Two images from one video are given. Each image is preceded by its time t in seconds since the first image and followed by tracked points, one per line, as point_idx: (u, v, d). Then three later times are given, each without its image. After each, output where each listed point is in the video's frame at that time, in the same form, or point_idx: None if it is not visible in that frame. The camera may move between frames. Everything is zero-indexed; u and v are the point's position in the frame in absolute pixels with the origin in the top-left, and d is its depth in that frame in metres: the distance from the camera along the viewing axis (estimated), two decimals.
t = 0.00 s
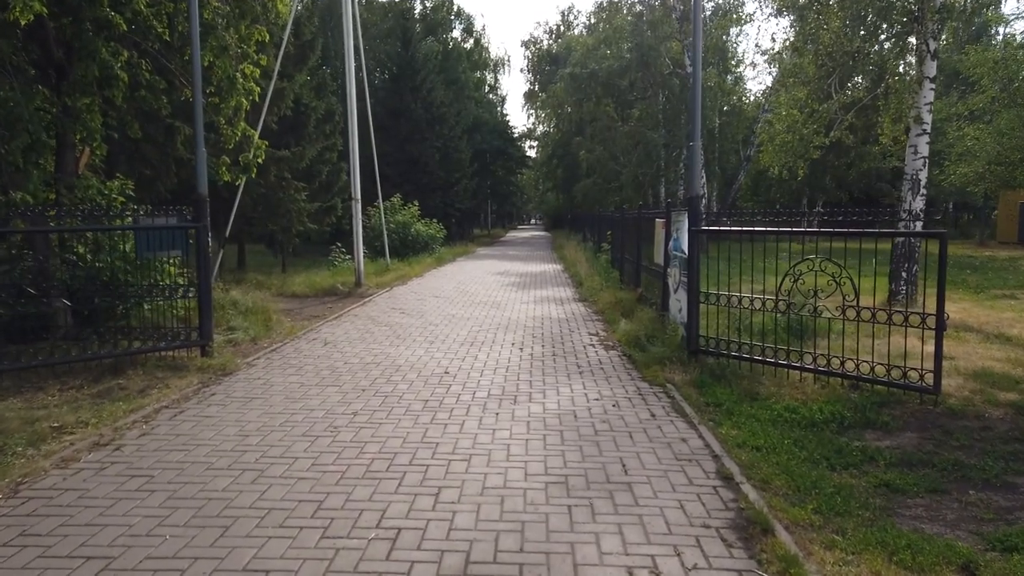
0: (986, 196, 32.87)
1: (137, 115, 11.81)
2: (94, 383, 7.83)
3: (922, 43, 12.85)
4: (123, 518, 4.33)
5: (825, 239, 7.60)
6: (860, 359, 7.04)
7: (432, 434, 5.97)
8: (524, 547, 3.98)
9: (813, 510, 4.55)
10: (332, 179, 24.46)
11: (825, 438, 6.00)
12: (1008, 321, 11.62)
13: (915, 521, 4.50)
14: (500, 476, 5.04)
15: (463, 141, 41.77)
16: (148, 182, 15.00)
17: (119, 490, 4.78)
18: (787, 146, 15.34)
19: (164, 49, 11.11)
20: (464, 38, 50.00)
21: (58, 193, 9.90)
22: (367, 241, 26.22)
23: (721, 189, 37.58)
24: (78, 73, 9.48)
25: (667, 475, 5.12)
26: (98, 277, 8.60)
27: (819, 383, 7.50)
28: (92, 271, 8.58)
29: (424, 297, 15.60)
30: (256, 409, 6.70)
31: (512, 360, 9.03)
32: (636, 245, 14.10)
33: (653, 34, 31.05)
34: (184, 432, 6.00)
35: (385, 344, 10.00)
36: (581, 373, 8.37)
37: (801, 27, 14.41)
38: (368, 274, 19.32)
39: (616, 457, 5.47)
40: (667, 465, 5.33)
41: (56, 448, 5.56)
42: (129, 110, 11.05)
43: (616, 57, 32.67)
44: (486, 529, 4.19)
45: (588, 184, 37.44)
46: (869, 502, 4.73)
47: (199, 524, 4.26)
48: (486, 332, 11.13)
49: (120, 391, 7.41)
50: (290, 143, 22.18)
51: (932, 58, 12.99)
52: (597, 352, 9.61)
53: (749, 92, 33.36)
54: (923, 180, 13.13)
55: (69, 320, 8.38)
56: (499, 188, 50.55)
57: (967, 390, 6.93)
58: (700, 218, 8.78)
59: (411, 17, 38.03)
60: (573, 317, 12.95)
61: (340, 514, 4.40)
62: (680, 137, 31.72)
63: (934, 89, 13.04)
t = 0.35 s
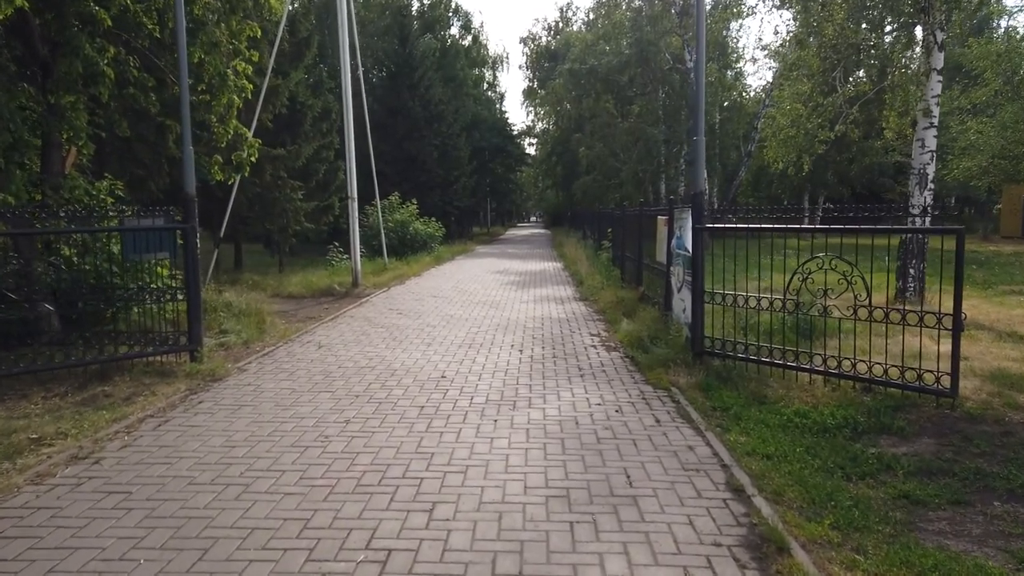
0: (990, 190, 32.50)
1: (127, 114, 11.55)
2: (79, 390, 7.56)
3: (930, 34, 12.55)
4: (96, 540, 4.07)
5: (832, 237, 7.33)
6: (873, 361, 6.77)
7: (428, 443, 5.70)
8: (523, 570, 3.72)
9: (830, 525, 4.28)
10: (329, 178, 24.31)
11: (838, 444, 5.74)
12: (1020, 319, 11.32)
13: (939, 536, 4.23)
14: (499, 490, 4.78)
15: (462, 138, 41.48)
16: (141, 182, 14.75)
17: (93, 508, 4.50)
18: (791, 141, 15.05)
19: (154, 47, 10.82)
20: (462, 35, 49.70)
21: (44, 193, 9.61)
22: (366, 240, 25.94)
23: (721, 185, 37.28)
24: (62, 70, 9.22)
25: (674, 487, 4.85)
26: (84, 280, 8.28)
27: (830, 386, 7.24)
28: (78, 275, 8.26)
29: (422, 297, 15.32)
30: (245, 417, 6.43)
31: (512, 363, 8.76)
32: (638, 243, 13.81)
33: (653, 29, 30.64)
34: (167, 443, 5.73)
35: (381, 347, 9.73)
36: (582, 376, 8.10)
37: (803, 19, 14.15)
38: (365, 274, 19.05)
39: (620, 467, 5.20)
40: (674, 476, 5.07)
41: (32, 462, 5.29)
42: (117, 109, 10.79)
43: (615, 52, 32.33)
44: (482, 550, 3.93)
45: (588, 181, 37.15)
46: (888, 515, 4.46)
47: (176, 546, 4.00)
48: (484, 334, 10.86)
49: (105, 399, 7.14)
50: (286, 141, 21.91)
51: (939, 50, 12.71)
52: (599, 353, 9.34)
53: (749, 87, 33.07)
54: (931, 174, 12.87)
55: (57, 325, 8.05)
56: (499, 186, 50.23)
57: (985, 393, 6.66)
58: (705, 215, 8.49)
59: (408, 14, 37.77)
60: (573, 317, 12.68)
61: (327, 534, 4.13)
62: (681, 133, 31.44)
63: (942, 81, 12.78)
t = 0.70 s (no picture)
0: (993, 190, 32.17)
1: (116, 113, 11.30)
2: (61, 398, 7.30)
3: (936, 31, 12.20)
4: (63, 566, 3.81)
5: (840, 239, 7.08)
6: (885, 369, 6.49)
7: (420, 456, 5.46)
8: None
9: (845, 548, 4.03)
10: (326, 179, 24.12)
11: (850, 457, 5.49)
12: None
13: (961, 560, 3.98)
14: (494, 508, 4.52)
15: (461, 138, 41.23)
16: (133, 183, 14.49)
17: (63, 530, 4.24)
18: (794, 141, 14.82)
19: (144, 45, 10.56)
20: (462, 35, 49.45)
21: (29, 194, 9.31)
22: (363, 241, 25.68)
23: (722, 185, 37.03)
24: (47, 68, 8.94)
25: (679, 505, 4.60)
26: (71, 284, 7.98)
27: (839, 395, 6.97)
28: (64, 278, 7.96)
29: (419, 300, 15.06)
30: (231, 428, 6.18)
31: (510, 370, 8.51)
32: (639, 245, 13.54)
33: (653, 28, 30.49)
34: (148, 457, 5.48)
35: (375, 352, 9.48)
36: (583, 383, 7.85)
37: (807, 16, 13.97)
38: (362, 276, 18.81)
39: (622, 483, 4.95)
40: (678, 493, 4.81)
41: (4, 478, 5.03)
42: (105, 109, 10.54)
43: (615, 51, 32.05)
44: None
45: (588, 181, 36.88)
46: (906, 536, 4.21)
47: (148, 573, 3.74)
48: (482, 338, 10.60)
49: (87, 408, 6.88)
50: (282, 141, 21.66)
51: (946, 47, 12.35)
52: (599, 359, 9.09)
53: (750, 87, 32.81)
54: (938, 174, 12.57)
55: (42, 330, 7.80)
56: (498, 186, 49.98)
57: (1001, 402, 6.41)
58: (709, 219, 8.24)
59: (407, 13, 37.53)
60: (573, 320, 12.42)
61: (310, 559, 3.88)
62: (681, 133, 31.18)
63: (949, 79, 12.37)
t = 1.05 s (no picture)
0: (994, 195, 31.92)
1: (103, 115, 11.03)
2: (39, 410, 7.02)
3: (942, 33, 11.92)
4: None
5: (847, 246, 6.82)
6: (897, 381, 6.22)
7: (411, 474, 5.17)
8: None
9: None
10: (323, 183, 23.86)
11: (862, 475, 5.22)
12: None
13: None
14: (488, 532, 4.25)
15: (459, 143, 40.99)
16: (124, 186, 14.23)
17: (24, 557, 3.96)
18: (796, 145, 14.67)
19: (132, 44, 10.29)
20: (461, 39, 49.29)
21: (12, 199, 8.92)
22: (360, 246, 25.40)
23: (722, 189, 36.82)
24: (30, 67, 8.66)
25: (685, 529, 4.33)
26: (54, 291, 7.72)
27: (848, 408, 6.70)
28: (47, 284, 7.71)
29: (415, 306, 14.78)
30: (213, 442, 5.90)
31: (507, 379, 8.24)
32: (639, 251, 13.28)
33: (653, 32, 30.11)
34: (123, 475, 5.20)
35: (368, 361, 9.19)
36: (582, 393, 7.57)
37: (811, 18, 13.76)
38: (358, 281, 18.54)
39: (623, 503, 4.68)
40: (683, 514, 4.53)
41: None
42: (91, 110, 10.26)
43: (615, 55, 31.84)
44: None
45: (586, 185, 36.67)
46: (928, 565, 3.93)
47: None
48: (478, 346, 10.32)
49: (64, 420, 6.60)
50: (277, 144, 21.39)
51: (952, 50, 12.07)
52: (597, 368, 8.81)
53: (750, 91, 32.63)
54: (944, 178, 12.36)
55: (23, 337, 7.56)
56: (497, 191, 49.73)
57: (1018, 416, 6.13)
58: (711, 225, 7.94)
59: (405, 17, 37.31)
60: (571, 327, 12.14)
61: None
62: (681, 137, 30.96)
63: (955, 83, 12.18)
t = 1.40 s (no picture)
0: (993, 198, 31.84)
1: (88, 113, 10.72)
2: (14, 419, 6.74)
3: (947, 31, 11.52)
4: None
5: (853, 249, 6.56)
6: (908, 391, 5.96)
7: (399, 490, 4.91)
8: None
9: None
10: (316, 184, 23.60)
11: (874, 491, 4.97)
12: None
13: None
14: (479, 556, 3.98)
15: (455, 144, 40.76)
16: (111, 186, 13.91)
17: None
18: (796, 147, 14.50)
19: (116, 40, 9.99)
20: (457, 40, 49.07)
21: None
22: (355, 247, 25.11)
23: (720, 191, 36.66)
24: (9, 63, 8.36)
25: (690, 552, 4.06)
26: (35, 295, 7.43)
27: (856, 418, 6.45)
28: (26, 288, 7.40)
29: (409, 309, 14.50)
30: (193, 455, 5.63)
31: (502, 386, 7.98)
32: (637, 253, 13.02)
33: (650, 33, 29.91)
34: (94, 491, 4.93)
35: (359, 367, 8.92)
36: (580, 402, 7.31)
37: (812, 15, 13.47)
38: (351, 283, 18.25)
39: (623, 523, 4.42)
40: (687, 535, 4.27)
41: None
42: (75, 108, 9.96)
43: (612, 56, 31.58)
44: None
45: (583, 187, 36.44)
46: None
47: None
48: (472, 351, 10.06)
49: (39, 430, 6.32)
50: (270, 145, 21.11)
51: (957, 49, 11.67)
52: (595, 375, 8.55)
53: (747, 93, 32.48)
54: (948, 180, 12.08)
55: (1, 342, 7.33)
56: (493, 192, 49.48)
57: None
58: (714, 226, 7.64)
59: (401, 17, 37.07)
60: (568, 332, 11.87)
61: None
62: (679, 138, 30.73)
63: (960, 83, 11.75)
